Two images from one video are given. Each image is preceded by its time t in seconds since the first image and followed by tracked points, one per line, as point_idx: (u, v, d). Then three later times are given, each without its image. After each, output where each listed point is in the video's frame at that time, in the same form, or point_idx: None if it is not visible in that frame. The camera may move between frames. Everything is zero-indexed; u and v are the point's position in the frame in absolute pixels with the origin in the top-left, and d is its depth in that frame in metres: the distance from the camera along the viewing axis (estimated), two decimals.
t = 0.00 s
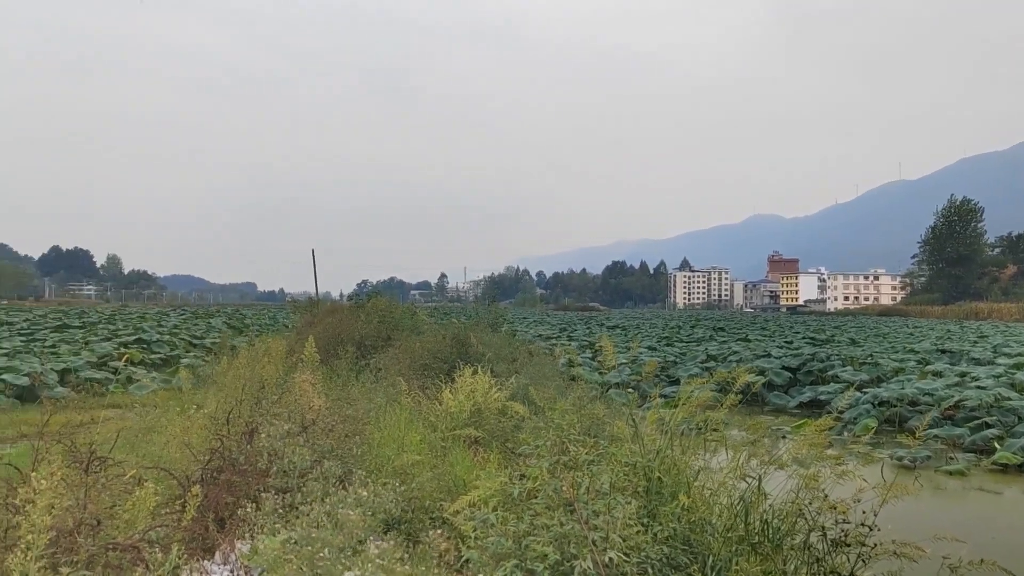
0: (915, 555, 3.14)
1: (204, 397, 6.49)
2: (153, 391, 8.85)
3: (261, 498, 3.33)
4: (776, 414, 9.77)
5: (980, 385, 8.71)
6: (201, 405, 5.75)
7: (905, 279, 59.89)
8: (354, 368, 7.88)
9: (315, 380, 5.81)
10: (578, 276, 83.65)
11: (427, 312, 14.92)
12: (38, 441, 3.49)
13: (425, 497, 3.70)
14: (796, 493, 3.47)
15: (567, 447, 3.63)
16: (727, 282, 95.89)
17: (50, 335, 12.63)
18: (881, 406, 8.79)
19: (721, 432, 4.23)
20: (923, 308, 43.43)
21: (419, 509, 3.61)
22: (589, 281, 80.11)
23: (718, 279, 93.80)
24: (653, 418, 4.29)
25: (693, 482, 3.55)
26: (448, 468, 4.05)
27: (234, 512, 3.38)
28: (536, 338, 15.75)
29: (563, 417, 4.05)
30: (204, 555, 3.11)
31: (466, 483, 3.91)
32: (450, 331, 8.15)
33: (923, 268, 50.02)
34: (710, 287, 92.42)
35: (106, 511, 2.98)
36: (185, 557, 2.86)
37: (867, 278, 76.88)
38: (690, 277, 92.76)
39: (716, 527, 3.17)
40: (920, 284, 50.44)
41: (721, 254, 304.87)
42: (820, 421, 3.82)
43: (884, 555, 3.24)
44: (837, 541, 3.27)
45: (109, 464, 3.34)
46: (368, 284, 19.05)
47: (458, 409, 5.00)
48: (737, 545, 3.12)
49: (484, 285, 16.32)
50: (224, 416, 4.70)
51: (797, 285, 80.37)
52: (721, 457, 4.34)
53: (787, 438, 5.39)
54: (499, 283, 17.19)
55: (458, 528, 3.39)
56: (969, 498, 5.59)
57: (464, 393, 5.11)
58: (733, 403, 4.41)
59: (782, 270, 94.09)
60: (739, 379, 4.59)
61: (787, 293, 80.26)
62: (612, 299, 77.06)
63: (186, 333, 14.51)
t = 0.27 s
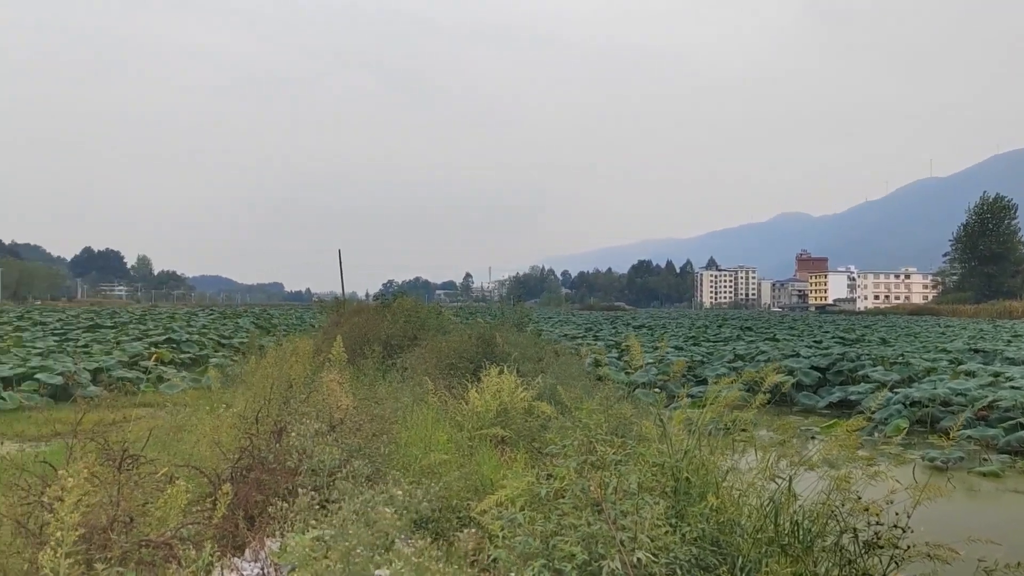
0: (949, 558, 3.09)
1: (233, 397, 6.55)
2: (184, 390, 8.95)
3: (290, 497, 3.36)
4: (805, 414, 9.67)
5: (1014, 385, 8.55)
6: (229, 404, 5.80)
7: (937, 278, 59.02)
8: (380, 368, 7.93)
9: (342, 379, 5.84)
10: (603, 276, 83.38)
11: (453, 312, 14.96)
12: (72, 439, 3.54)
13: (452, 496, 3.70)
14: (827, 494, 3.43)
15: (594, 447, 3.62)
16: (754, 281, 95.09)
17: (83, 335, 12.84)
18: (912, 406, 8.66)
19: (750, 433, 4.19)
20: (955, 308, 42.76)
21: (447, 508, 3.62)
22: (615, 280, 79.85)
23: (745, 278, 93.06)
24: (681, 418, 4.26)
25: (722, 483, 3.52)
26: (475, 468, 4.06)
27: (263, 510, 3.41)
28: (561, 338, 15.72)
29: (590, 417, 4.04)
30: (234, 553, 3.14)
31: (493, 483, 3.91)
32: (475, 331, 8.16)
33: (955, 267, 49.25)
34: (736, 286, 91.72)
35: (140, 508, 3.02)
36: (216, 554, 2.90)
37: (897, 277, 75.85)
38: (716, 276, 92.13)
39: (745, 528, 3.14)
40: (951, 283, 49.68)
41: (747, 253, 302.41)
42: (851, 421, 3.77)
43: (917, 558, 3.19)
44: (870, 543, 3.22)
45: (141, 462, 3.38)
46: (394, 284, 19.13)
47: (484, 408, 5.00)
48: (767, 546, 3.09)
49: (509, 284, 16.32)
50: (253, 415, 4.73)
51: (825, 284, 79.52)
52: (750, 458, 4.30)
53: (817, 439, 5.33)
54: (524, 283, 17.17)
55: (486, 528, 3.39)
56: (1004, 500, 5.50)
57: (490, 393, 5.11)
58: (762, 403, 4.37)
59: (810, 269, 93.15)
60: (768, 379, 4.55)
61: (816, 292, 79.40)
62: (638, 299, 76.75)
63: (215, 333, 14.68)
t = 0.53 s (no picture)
0: (996, 561, 3.03)
1: (271, 394, 6.64)
2: (222, 388, 9.10)
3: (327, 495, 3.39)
4: (843, 414, 9.53)
5: None
6: (267, 402, 5.87)
7: (979, 275, 57.80)
8: (415, 366, 7.98)
9: (378, 377, 5.88)
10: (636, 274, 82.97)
11: (485, 310, 14.98)
12: (117, 436, 3.61)
13: (488, 495, 3.71)
14: (868, 495, 3.38)
15: (630, 446, 3.60)
16: (789, 279, 93.97)
17: (123, 334, 13.08)
18: (954, 406, 8.50)
19: (788, 433, 4.14)
20: (998, 305, 41.85)
21: (483, 507, 3.63)
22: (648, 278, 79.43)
23: (780, 276, 92.00)
24: (717, 418, 4.22)
25: (760, 483, 3.49)
26: (510, 467, 4.06)
27: (301, 507, 3.44)
28: (594, 336, 15.67)
29: (626, 416, 4.02)
30: (273, 549, 3.18)
31: (528, 481, 3.91)
32: (509, 329, 8.17)
33: (998, 264, 48.20)
34: (771, 284, 90.70)
35: (181, 505, 3.07)
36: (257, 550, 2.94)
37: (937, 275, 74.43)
38: (751, 274, 91.19)
39: (785, 528, 3.10)
40: (994, 280, 48.64)
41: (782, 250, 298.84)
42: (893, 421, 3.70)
43: (962, 561, 3.13)
44: (913, 545, 3.17)
45: (182, 459, 3.43)
46: (427, 283, 19.21)
47: (519, 408, 5.00)
48: (807, 548, 3.05)
49: (541, 283, 16.30)
50: (290, 413, 4.78)
51: (863, 282, 78.32)
52: (788, 458, 4.25)
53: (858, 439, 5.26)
54: (556, 282, 17.16)
55: (522, 526, 3.39)
56: None
57: (524, 391, 5.11)
58: (800, 402, 4.31)
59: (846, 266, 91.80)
60: (806, 378, 4.49)
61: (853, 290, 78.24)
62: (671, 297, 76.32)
63: (251, 332, 14.86)
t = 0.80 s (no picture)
0: None
1: (314, 391, 6.72)
2: (266, 385, 9.25)
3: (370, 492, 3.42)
4: (890, 414, 9.35)
5: None
6: (310, 399, 5.95)
7: None
8: (455, 364, 8.01)
9: (419, 375, 5.92)
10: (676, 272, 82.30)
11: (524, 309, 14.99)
12: (166, 432, 3.68)
13: (530, 493, 3.71)
14: (918, 497, 3.31)
15: (673, 445, 3.57)
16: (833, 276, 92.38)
17: (169, 332, 13.36)
18: (1006, 407, 8.27)
19: (834, 433, 4.07)
20: None
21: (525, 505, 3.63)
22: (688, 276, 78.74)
23: (823, 274, 90.51)
24: (761, 417, 4.17)
25: (805, 483, 3.43)
26: (552, 465, 4.05)
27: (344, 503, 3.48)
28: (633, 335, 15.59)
29: (668, 414, 3.98)
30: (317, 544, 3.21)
31: (569, 480, 3.89)
32: (549, 327, 8.16)
33: None
34: (815, 282, 89.25)
35: (228, 499, 3.13)
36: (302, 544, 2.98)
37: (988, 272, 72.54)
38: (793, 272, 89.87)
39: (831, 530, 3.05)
40: None
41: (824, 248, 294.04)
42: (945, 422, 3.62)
43: (1017, 566, 3.05)
44: (965, 549, 3.10)
45: (229, 454, 3.49)
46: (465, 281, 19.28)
47: (559, 406, 4.99)
48: (855, 550, 3.00)
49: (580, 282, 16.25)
50: (332, 410, 4.84)
51: (910, 280, 76.67)
52: (835, 459, 4.18)
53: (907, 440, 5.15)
54: (594, 280, 17.09)
55: (564, 525, 3.39)
56: None
57: (564, 390, 5.10)
58: (847, 401, 4.23)
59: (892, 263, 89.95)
60: (853, 377, 4.40)
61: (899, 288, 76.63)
62: (710, 295, 75.59)
63: (293, 330, 15.07)
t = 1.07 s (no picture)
0: None
1: (359, 388, 6.80)
2: (312, 382, 9.37)
3: (415, 489, 3.44)
4: (942, 418, 9.12)
5: None
6: (356, 397, 6.00)
7: None
8: (498, 363, 8.03)
9: (462, 374, 5.95)
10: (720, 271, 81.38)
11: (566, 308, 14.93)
12: (217, 428, 3.75)
13: (574, 492, 3.69)
14: (974, 503, 3.22)
15: (721, 446, 3.52)
16: (882, 276, 90.45)
17: (217, 329, 13.63)
18: None
19: (887, 436, 3.98)
20: None
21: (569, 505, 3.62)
22: (732, 275, 77.79)
23: (872, 273, 88.67)
24: (810, 419, 4.10)
25: (857, 487, 3.36)
26: (596, 465, 4.03)
27: (389, 500, 3.50)
28: (677, 335, 15.45)
29: (716, 415, 3.93)
30: (364, 541, 3.25)
31: (615, 480, 3.87)
32: (592, 326, 8.12)
33: None
34: (863, 282, 87.48)
35: (278, 495, 3.17)
36: (350, 540, 3.02)
37: None
38: (841, 271, 88.23)
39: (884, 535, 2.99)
40: None
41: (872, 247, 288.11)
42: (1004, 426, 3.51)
43: None
44: None
45: (278, 450, 3.54)
46: (507, 280, 19.32)
47: (603, 407, 4.96)
48: (908, 556, 2.94)
49: (622, 281, 16.12)
50: (377, 408, 4.88)
51: (963, 279, 74.71)
52: (888, 462, 4.09)
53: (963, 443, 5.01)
54: (637, 280, 16.97)
55: (610, 525, 3.37)
56: None
57: (608, 390, 5.08)
58: (901, 404, 4.13)
59: (944, 263, 87.74)
60: (907, 378, 4.30)
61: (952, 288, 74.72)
62: (754, 295, 74.61)
63: (338, 328, 15.25)
